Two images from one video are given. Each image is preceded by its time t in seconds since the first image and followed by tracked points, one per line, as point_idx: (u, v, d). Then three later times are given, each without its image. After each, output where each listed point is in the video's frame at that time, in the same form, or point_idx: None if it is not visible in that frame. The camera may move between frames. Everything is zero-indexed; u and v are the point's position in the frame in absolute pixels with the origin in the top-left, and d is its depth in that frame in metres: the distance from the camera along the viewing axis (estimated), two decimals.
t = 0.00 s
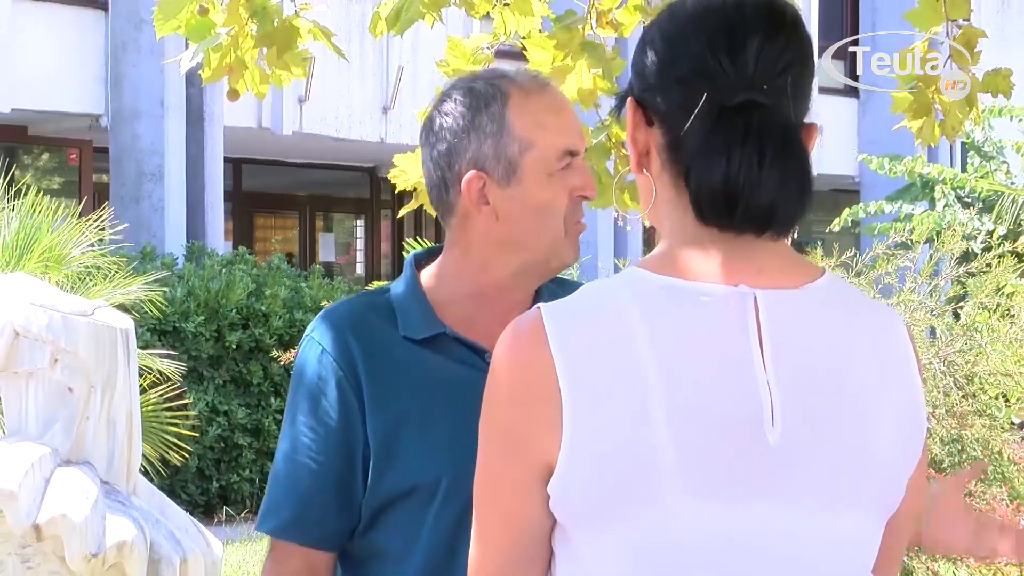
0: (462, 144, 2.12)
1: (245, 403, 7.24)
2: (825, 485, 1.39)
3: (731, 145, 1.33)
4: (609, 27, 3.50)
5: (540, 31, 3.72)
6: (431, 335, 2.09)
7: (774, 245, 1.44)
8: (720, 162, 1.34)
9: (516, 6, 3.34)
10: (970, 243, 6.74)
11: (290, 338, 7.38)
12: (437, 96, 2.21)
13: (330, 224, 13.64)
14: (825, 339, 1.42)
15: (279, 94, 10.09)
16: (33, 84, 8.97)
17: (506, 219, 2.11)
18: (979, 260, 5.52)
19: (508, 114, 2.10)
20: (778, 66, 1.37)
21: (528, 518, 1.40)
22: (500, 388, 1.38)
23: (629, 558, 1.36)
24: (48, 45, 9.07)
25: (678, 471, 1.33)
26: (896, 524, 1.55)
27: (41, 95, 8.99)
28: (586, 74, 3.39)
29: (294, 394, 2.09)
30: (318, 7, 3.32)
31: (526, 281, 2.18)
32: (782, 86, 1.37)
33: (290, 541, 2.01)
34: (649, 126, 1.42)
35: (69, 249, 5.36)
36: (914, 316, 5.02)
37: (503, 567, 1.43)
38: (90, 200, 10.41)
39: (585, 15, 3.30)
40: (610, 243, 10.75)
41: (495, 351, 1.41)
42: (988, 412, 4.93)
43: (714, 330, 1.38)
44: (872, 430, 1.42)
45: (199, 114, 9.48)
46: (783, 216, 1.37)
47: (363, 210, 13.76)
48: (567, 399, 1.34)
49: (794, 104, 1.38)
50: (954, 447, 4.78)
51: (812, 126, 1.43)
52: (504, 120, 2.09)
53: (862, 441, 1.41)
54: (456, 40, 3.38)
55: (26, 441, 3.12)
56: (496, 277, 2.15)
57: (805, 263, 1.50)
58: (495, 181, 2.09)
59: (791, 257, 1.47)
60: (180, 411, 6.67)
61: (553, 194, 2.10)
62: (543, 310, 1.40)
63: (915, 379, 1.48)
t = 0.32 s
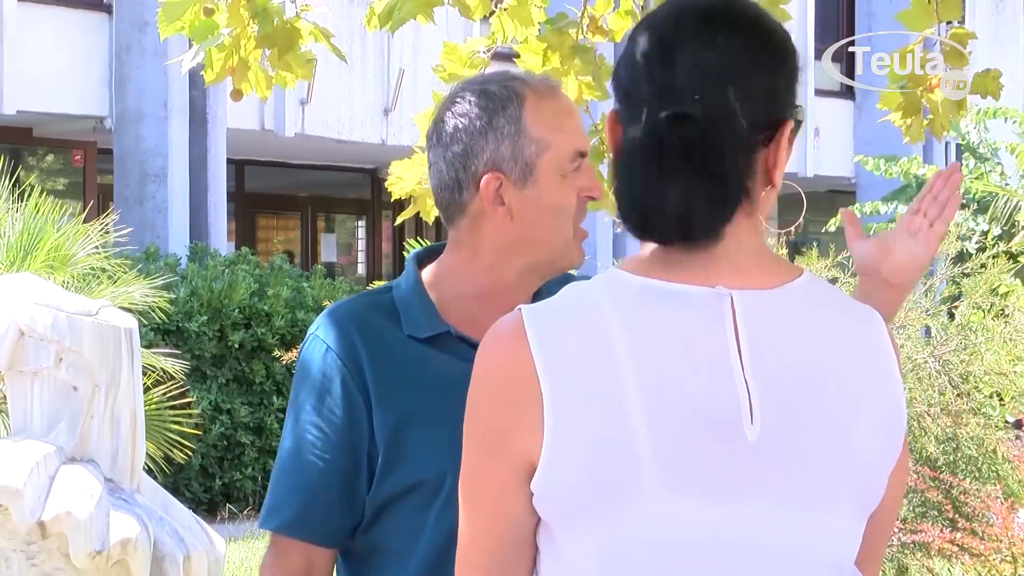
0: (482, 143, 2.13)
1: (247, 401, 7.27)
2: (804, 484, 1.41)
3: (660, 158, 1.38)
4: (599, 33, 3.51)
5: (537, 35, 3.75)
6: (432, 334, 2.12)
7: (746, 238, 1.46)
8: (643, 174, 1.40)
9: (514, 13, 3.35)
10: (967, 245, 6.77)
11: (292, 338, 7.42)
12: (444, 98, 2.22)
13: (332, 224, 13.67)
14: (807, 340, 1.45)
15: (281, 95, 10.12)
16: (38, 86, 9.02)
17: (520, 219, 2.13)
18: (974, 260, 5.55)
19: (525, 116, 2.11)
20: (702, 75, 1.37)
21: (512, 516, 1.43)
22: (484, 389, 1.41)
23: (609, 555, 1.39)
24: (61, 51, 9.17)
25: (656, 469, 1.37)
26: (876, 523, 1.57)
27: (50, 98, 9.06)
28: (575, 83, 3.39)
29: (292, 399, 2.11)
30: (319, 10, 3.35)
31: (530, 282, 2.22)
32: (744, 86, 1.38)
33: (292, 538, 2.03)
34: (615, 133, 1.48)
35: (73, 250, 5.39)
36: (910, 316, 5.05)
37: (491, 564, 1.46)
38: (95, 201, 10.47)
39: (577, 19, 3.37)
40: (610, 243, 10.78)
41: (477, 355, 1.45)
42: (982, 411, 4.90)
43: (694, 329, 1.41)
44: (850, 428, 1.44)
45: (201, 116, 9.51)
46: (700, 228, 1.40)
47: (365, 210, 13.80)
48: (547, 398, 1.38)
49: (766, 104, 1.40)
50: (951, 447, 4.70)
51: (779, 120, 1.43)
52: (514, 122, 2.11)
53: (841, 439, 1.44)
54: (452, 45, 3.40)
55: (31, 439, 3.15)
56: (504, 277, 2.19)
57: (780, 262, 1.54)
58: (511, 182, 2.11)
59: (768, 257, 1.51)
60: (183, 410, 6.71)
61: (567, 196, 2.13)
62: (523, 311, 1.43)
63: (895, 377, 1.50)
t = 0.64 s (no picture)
0: (468, 146, 2.17)
1: (250, 400, 7.31)
2: (802, 476, 1.43)
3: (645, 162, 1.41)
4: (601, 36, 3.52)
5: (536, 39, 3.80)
6: (427, 337, 2.14)
7: (739, 234, 1.48)
8: (632, 182, 1.42)
9: (511, 17, 3.39)
10: (962, 246, 6.80)
11: (294, 338, 7.45)
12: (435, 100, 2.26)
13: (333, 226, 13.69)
14: (802, 337, 1.47)
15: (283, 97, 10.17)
16: (43, 87, 9.06)
17: (507, 219, 2.17)
18: (968, 260, 5.59)
19: (510, 118, 2.16)
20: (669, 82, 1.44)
21: (514, 509, 1.47)
22: (483, 386, 1.46)
23: (607, 547, 1.42)
24: (66, 52, 9.21)
25: (652, 463, 1.40)
26: (880, 515, 1.60)
27: (55, 100, 9.10)
28: (578, 86, 3.40)
29: (290, 397, 2.13)
30: (316, 6, 3.37)
31: (519, 284, 2.24)
32: (730, 89, 1.43)
33: (293, 541, 2.06)
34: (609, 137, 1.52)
35: (78, 250, 5.44)
36: (904, 315, 5.10)
37: (493, 558, 1.50)
38: (99, 203, 10.51)
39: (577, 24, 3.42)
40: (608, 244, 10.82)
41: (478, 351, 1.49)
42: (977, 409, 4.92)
43: (689, 325, 1.44)
44: (848, 422, 1.46)
45: (205, 117, 9.58)
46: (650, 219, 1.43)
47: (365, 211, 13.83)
48: (545, 391, 1.42)
49: (757, 103, 1.43)
50: (945, 445, 4.67)
51: (772, 117, 1.45)
52: (499, 122, 2.15)
53: (838, 433, 1.46)
54: (450, 46, 3.43)
55: (36, 437, 3.19)
56: (493, 277, 2.21)
57: (779, 258, 1.56)
58: (498, 183, 2.15)
59: (764, 252, 1.52)
60: (186, 409, 6.74)
61: (552, 197, 2.16)
62: (523, 307, 1.48)
63: (893, 371, 1.52)
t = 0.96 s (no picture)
0: (455, 150, 2.22)
1: (252, 399, 7.34)
2: (802, 473, 1.46)
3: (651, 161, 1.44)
4: (602, 37, 3.56)
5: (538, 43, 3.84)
6: (429, 335, 2.17)
7: (742, 231, 1.51)
8: (639, 182, 1.45)
9: (510, 18, 3.49)
10: (959, 247, 6.84)
11: (297, 338, 7.48)
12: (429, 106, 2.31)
13: (335, 226, 13.73)
14: (800, 334, 1.50)
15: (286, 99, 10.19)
16: (48, 89, 9.10)
17: (497, 221, 2.21)
18: (964, 262, 5.63)
19: (496, 120, 2.19)
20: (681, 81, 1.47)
21: (521, 505, 1.50)
22: (491, 382, 1.49)
23: (610, 542, 1.45)
24: (71, 54, 9.25)
25: (657, 459, 1.42)
26: (887, 507, 1.63)
27: (60, 101, 9.13)
28: (580, 84, 3.47)
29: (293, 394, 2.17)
30: (313, 8, 3.39)
31: (518, 283, 2.27)
32: (730, 90, 1.46)
33: (292, 536, 2.08)
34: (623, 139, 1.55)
35: (82, 251, 5.47)
36: (901, 315, 5.13)
37: (499, 556, 1.53)
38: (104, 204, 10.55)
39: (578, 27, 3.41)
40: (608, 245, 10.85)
41: (485, 348, 1.52)
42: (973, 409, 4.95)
43: (693, 323, 1.47)
44: (850, 419, 1.49)
45: (207, 121, 9.56)
46: (657, 218, 1.46)
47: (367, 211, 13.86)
48: (552, 388, 1.44)
49: (759, 105, 1.46)
50: (941, 444, 4.65)
51: (777, 118, 1.48)
52: (494, 125, 2.19)
53: (839, 429, 1.48)
54: (451, 50, 3.46)
55: (41, 436, 3.24)
56: (491, 277, 2.24)
57: (781, 257, 1.59)
58: (485, 186, 2.20)
59: (766, 250, 1.55)
60: (189, 408, 6.79)
61: (542, 196, 2.19)
62: (530, 305, 1.51)
63: (893, 368, 1.54)
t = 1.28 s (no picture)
0: (439, 153, 2.26)
1: (255, 398, 7.39)
2: (799, 470, 1.49)
3: (686, 159, 1.46)
4: (602, 43, 3.64)
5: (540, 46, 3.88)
6: (426, 336, 2.20)
7: (748, 233, 1.55)
8: (676, 178, 1.47)
9: (513, 22, 3.47)
10: (952, 247, 6.90)
11: (300, 338, 7.52)
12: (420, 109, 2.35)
13: (337, 227, 13.77)
14: (799, 334, 1.52)
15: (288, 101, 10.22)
16: (52, 92, 9.13)
17: (483, 224, 2.24)
18: (958, 261, 5.68)
19: (481, 122, 2.22)
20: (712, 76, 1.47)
21: (523, 504, 1.52)
22: (493, 382, 1.51)
23: (611, 538, 1.48)
24: (75, 57, 9.29)
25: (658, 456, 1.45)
26: (882, 509, 1.66)
27: (64, 105, 9.17)
28: (583, 90, 3.49)
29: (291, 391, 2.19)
30: (318, 14, 3.43)
31: (510, 284, 2.29)
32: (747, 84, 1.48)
33: (293, 537, 2.10)
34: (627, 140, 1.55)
35: (87, 250, 5.50)
36: (897, 315, 5.18)
37: (498, 556, 1.55)
38: (107, 205, 10.59)
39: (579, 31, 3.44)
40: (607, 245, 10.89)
41: (488, 347, 1.55)
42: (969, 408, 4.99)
43: (694, 323, 1.49)
44: (846, 418, 1.52)
45: (211, 122, 9.57)
46: (684, 217, 1.49)
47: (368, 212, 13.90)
48: (553, 387, 1.47)
49: (760, 105, 1.49)
50: (936, 443, 4.62)
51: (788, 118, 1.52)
52: (487, 128, 2.22)
53: (836, 429, 1.51)
54: (456, 55, 3.50)
55: (45, 435, 3.27)
56: (483, 279, 2.27)
57: (781, 259, 1.61)
58: (471, 188, 2.23)
59: (766, 252, 1.58)
60: (192, 406, 6.84)
61: (529, 198, 2.22)
62: (532, 304, 1.53)
63: (890, 367, 1.58)
